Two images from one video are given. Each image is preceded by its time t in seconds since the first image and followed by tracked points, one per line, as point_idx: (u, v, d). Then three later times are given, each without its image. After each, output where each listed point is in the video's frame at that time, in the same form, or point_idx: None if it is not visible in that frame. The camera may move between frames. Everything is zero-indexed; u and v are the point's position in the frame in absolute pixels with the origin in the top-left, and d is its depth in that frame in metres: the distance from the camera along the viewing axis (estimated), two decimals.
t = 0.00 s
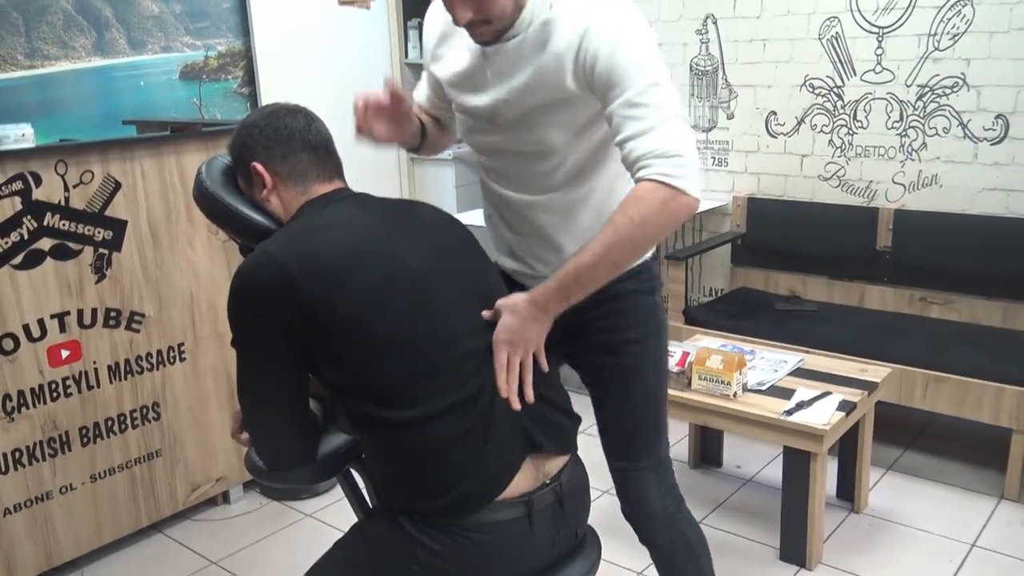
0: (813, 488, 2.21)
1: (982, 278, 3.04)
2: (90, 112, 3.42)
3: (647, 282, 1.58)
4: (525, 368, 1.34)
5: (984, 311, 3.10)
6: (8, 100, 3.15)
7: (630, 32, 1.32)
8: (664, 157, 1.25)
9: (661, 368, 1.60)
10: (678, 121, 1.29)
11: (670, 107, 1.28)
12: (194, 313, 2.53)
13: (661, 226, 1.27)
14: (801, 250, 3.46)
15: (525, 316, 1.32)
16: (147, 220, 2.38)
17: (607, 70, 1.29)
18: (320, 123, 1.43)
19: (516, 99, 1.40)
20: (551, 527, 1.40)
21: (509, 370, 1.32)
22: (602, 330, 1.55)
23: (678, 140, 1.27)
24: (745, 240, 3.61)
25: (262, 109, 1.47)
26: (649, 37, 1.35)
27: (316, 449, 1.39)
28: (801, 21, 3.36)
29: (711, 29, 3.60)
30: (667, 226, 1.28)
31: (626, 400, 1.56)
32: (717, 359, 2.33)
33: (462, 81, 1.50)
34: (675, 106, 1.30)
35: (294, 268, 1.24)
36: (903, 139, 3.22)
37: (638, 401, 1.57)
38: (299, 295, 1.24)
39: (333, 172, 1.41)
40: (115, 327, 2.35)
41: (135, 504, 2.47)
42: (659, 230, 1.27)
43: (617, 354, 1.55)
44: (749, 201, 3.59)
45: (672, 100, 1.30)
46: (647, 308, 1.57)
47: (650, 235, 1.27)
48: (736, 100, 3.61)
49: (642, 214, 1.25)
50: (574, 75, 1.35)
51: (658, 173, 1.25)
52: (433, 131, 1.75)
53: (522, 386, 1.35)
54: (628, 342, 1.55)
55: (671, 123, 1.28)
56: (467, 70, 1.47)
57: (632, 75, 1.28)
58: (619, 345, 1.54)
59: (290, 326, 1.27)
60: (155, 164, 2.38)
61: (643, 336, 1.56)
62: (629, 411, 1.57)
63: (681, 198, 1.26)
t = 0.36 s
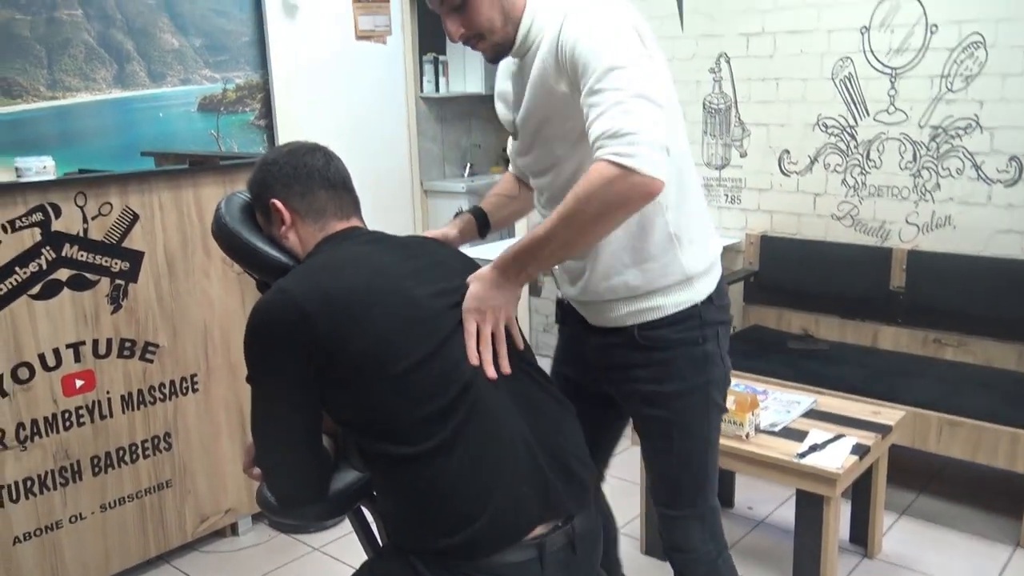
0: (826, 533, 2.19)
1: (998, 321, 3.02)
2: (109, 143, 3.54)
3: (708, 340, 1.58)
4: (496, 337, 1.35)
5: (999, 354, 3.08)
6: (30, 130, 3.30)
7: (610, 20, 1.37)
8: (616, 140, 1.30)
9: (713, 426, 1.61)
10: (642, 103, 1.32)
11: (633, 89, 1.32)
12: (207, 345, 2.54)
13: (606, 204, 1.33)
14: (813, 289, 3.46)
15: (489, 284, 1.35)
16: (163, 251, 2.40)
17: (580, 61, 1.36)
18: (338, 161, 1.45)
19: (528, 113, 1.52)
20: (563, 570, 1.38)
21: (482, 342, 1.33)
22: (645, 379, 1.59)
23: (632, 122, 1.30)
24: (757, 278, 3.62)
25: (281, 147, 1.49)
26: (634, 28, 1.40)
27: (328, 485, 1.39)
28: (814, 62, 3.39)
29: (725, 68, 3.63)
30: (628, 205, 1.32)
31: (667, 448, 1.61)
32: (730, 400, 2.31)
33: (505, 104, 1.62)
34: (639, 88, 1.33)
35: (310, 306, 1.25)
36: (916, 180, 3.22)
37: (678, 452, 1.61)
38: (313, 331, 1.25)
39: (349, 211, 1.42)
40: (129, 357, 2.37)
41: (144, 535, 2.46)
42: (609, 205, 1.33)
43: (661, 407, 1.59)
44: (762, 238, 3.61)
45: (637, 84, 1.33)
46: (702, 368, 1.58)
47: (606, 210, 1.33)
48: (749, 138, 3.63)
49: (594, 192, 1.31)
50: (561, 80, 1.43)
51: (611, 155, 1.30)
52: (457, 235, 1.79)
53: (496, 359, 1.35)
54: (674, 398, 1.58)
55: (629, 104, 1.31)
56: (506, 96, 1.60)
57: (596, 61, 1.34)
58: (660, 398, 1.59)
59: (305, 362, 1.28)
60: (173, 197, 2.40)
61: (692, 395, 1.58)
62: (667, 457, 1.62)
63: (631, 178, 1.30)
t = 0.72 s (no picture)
0: (835, 562, 2.17)
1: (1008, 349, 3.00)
2: (122, 160, 3.63)
3: (687, 354, 1.64)
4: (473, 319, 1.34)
5: (1009, 383, 3.06)
6: (44, 149, 3.39)
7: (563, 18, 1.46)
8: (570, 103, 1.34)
9: (694, 439, 1.66)
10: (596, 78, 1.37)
11: (585, 64, 1.38)
12: (215, 365, 2.54)
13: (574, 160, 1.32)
14: (822, 314, 3.45)
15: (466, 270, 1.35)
16: (173, 271, 2.41)
17: (539, 55, 1.45)
18: (350, 183, 1.45)
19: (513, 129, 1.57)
20: None
21: (462, 327, 1.32)
22: (627, 388, 1.67)
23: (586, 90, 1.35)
24: (765, 303, 3.61)
25: (293, 169, 1.49)
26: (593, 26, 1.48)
27: (335, 508, 1.39)
28: (823, 89, 3.41)
29: (734, 94, 3.65)
30: (584, 162, 1.33)
31: (647, 455, 1.68)
32: (738, 426, 2.30)
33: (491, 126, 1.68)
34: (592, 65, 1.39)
35: (319, 328, 1.26)
36: (926, 207, 3.22)
37: (658, 461, 1.67)
38: (322, 354, 1.26)
39: (361, 234, 1.43)
40: (137, 376, 2.37)
41: (148, 556, 2.45)
42: (574, 161, 1.32)
43: (642, 416, 1.66)
44: (770, 264, 3.61)
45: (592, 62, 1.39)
46: (679, 380, 1.64)
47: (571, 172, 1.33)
48: (758, 164, 3.63)
49: (554, 154, 1.32)
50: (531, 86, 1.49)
51: (565, 117, 1.34)
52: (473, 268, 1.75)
53: (480, 343, 1.33)
54: (653, 407, 1.64)
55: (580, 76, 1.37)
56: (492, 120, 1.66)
57: (553, 56, 1.41)
58: (641, 407, 1.65)
59: (315, 385, 1.28)
60: (183, 217, 2.42)
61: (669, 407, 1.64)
62: (649, 465, 1.69)
63: (581, 130, 1.32)
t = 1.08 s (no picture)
0: None
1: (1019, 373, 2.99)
2: (132, 187, 3.84)
3: (686, 370, 1.66)
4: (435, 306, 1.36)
5: (1021, 407, 3.04)
6: (57, 176, 3.60)
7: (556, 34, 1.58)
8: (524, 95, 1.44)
9: (693, 454, 1.67)
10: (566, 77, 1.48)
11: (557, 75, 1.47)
12: (223, 393, 2.54)
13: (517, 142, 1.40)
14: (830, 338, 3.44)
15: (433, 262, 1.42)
16: (182, 299, 2.42)
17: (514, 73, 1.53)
18: (358, 213, 1.46)
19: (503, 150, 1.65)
20: None
21: (426, 313, 1.34)
22: (628, 403, 1.67)
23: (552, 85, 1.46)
24: (773, 327, 3.61)
25: (303, 199, 1.50)
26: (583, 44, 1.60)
27: (344, 538, 1.38)
28: (829, 114, 3.42)
29: (740, 119, 3.66)
30: (521, 149, 1.40)
31: (647, 472, 1.68)
32: (748, 452, 2.28)
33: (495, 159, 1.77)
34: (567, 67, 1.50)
35: (325, 356, 1.26)
36: (933, 231, 3.22)
37: (658, 478, 1.67)
38: (328, 382, 1.26)
39: (369, 263, 1.43)
40: (146, 404, 2.37)
41: None
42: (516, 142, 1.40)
43: (642, 432, 1.66)
44: (778, 288, 3.61)
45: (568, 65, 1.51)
46: (678, 395, 1.66)
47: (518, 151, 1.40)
48: (764, 189, 3.64)
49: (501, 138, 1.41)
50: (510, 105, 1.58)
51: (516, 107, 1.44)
52: (476, 294, 1.79)
53: (445, 329, 1.35)
54: (653, 422, 1.65)
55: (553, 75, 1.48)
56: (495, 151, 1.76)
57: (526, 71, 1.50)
58: (641, 423, 1.66)
59: (322, 415, 1.28)
60: (193, 246, 2.43)
61: (668, 420, 1.65)
62: (649, 483, 1.68)
63: (521, 118, 1.41)
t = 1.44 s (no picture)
0: None
1: None
2: (139, 199, 3.85)
3: (699, 384, 1.65)
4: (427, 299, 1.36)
5: None
6: (65, 189, 3.62)
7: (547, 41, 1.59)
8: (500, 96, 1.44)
9: (707, 469, 1.65)
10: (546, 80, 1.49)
11: (534, 83, 1.46)
12: (231, 403, 2.54)
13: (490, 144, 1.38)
14: (839, 346, 3.43)
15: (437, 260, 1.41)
16: (190, 310, 2.42)
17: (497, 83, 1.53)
18: (366, 224, 1.46)
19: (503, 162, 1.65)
20: None
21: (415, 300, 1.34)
22: (641, 417, 1.67)
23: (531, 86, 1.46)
24: (781, 335, 3.60)
25: (311, 210, 1.51)
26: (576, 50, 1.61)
27: (351, 548, 1.38)
28: (835, 121, 3.42)
29: (746, 127, 3.66)
30: (493, 150, 1.38)
31: (662, 487, 1.67)
32: (757, 460, 2.27)
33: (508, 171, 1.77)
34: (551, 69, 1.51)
35: (332, 365, 1.26)
36: (941, 238, 3.21)
37: (673, 494, 1.66)
38: (335, 390, 1.26)
39: (377, 273, 1.43)
40: (154, 416, 2.37)
41: None
42: (490, 142, 1.38)
43: (655, 447, 1.66)
44: (785, 295, 3.60)
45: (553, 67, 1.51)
46: (692, 410, 1.64)
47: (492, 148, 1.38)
48: (771, 197, 3.64)
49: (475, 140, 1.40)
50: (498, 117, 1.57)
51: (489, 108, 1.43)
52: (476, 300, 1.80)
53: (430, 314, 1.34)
54: (668, 438, 1.64)
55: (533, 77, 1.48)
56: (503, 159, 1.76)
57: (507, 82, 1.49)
58: (654, 438, 1.65)
59: (328, 425, 1.28)
60: (200, 257, 2.44)
61: (683, 435, 1.64)
62: (664, 499, 1.67)
63: (491, 117, 1.39)
